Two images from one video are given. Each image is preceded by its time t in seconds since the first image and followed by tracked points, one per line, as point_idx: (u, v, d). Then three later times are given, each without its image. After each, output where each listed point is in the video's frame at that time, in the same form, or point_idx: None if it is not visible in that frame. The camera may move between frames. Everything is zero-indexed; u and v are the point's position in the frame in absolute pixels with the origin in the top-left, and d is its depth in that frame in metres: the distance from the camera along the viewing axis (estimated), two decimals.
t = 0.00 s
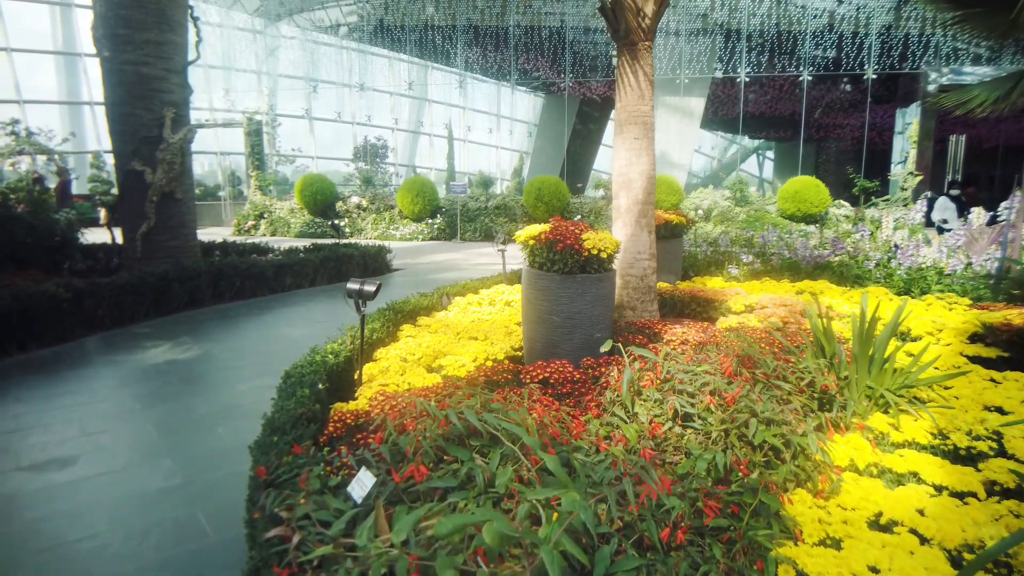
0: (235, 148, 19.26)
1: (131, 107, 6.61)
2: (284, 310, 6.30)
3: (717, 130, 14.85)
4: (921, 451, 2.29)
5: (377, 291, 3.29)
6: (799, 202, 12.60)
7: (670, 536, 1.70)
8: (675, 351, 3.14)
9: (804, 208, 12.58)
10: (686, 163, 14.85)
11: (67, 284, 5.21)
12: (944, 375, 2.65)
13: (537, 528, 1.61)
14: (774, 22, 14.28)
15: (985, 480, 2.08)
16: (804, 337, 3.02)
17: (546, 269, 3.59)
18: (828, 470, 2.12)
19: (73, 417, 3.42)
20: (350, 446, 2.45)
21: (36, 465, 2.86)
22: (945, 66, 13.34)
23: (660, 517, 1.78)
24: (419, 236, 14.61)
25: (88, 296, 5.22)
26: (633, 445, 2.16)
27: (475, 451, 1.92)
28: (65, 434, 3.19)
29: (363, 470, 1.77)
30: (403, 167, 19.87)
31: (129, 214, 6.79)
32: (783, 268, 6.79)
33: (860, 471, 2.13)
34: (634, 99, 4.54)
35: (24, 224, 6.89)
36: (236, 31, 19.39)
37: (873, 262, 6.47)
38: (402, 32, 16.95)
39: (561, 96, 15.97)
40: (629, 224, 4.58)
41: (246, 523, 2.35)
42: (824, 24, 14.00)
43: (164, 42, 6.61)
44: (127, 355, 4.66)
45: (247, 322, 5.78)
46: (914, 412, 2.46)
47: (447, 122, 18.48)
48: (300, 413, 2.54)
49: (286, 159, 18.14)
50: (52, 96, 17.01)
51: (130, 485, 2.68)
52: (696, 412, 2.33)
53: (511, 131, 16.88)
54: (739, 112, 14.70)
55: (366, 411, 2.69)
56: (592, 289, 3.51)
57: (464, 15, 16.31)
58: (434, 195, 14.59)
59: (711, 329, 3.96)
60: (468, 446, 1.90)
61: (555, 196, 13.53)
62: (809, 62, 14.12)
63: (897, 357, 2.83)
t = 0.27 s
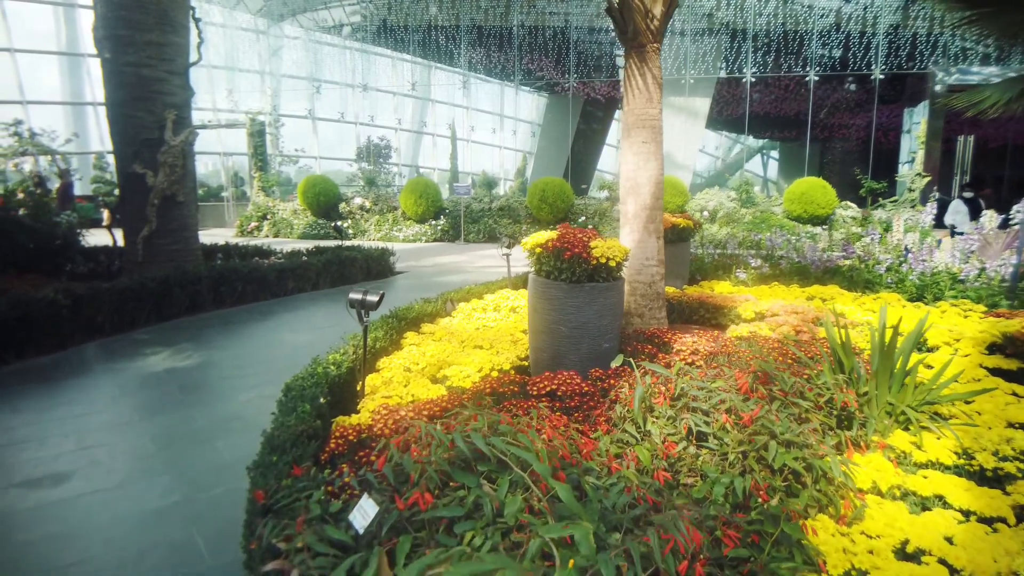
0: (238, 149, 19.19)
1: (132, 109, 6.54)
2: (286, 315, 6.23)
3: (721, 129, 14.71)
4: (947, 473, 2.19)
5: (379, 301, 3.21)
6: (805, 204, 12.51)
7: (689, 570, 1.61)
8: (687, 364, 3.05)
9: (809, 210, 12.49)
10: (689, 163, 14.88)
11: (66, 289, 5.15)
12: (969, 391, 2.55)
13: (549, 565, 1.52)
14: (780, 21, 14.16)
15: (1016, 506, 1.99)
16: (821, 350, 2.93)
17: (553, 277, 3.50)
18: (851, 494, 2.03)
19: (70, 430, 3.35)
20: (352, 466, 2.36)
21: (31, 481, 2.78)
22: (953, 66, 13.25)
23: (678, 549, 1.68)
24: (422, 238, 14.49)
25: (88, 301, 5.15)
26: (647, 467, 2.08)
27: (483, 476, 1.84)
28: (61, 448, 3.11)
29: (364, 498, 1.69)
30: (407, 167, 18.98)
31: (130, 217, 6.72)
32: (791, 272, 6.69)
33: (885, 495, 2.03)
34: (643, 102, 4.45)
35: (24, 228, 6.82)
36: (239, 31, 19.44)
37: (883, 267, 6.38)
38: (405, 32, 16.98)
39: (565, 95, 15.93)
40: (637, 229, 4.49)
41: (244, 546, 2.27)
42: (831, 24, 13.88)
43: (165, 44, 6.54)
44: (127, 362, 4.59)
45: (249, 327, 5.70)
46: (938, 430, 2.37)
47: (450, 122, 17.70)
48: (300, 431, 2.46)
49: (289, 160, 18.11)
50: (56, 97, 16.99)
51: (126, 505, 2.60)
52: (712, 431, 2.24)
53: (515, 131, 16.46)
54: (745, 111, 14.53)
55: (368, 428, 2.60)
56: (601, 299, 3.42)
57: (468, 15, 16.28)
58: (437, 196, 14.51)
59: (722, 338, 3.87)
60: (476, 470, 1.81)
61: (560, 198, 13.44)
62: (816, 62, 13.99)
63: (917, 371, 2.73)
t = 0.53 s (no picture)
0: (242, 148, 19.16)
1: (134, 108, 6.47)
2: (289, 316, 6.15)
3: (726, 129, 14.60)
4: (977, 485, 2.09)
5: (384, 303, 3.12)
6: (813, 204, 12.39)
7: None
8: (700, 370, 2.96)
9: (817, 210, 12.37)
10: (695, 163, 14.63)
11: (66, 290, 5.07)
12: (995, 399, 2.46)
13: None
14: (787, 20, 14.07)
15: None
16: (840, 355, 2.84)
17: (561, 279, 3.41)
18: (878, 508, 1.93)
19: (68, 434, 3.28)
20: (357, 474, 2.28)
21: (26, 488, 2.71)
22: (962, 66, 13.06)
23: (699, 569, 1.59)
24: (426, 238, 14.39)
25: (88, 302, 5.08)
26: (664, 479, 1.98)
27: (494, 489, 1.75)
28: (58, 453, 3.04)
29: (369, 513, 1.62)
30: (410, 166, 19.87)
31: (131, 217, 6.65)
32: (801, 273, 6.59)
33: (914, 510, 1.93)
34: (652, 100, 4.36)
35: (25, 227, 6.75)
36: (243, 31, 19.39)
37: (895, 268, 6.28)
38: (409, 31, 16.78)
39: (570, 95, 15.83)
40: (646, 230, 4.40)
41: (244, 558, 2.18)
42: (839, 23, 13.76)
43: (167, 42, 6.47)
44: (127, 364, 4.51)
45: (251, 329, 5.62)
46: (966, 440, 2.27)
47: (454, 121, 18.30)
48: (302, 438, 2.38)
49: (292, 160, 18.10)
50: (60, 97, 16.97)
51: (124, 513, 2.52)
52: (731, 441, 2.15)
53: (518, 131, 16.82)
54: (751, 110, 14.47)
55: (372, 435, 2.52)
56: (611, 301, 3.33)
57: (472, 13, 16.14)
58: (441, 196, 14.42)
59: (734, 342, 3.77)
60: (485, 482, 1.73)
61: (564, 198, 13.35)
62: (824, 61, 13.86)
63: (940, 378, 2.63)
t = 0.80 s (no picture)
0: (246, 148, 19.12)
1: (138, 106, 6.40)
2: (294, 316, 6.06)
3: (731, 129, 14.50)
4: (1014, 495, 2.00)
5: (393, 303, 3.04)
6: (820, 203, 12.28)
7: None
8: (720, 373, 2.87)
9: (825, 210, 12.26)
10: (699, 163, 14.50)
11: (69, 289, 5.01)
12: None
13: None
14: (795, 18, 13.95)
15: None
16: (865, 358, 2.75)
17: (574, 279, 3.32)
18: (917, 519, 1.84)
19: (69, 436, 3.20)
20: (367, 481, 2.20)
21: (25, 494, 2.63)
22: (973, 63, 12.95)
23: None
24: (431, 238, 14.32)
25: (91, 302, 5.01)
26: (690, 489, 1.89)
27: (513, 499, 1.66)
28: (59, 456, 2.96)
29: (384, 524, 1.53)
30: (415, 167, 19.19)
31: (135, 216, 6.58)
32: (813, 273, 6.49)
33: (953, 522, 1.84)
34: (665, 96, 4.28)
35: (28, 226, 6.68)
36: (247, 31, 19.34)
37: (909, 268, 6.18)
38: (414, 30, 16.83)
39: (575, 95, 15.74)
40: (659, 228, 4.31)
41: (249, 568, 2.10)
42: (848, 20, 13.63)
43: (172, 40, 6.40)
44: (130, 365, 4.44)
45: (256, 329, 5.55)
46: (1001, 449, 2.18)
47: (457, 121, 17.59)
48: (311, 443, 2.30)
49: (296, 160, 18.10)
50: (64, 96, 16.95)
51: (125, 520, 2.44)
52: (759, 448, 2.06)
53: (524, 131, 16.52)
54: (760, 110, 14.34)
55: (382, 440, 2.44)
56: (626, 301, 3.25)
57: (478, 12, 16.07)
58: (446, 195, 14.35)
59: (749, 344, 3.69)
60: (505, 492, 1.64)
61: (570, 198, 13.29)
62: (832, 60, 13.76)
63: (972, 382, 2.53)
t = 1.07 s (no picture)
0: (249, 147, 19.05)
1: (143, 103, 6.33)
2: (300, 316, 5.98)
3: (736, 129, 14.44)
4: None
5: (407, 303, 2.96)
6: (828, 203, 12.18)
7: None
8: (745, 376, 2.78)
9: (833, 210, 12.15)
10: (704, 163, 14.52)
11: (74, 288, 4.94)
12: None
13: None
14: (803, 16, 13.83)
15: None
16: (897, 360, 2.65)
17: (591, 278, 3.24)
18: (964, 530, 1.75)
19: (73, 438, 3.13)
20: (384, 487, 2.12)
21: (29, 498, 2.56)
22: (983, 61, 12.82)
23: None
24: (436, 237, 14.25)
25: (96, 301, 4.94)
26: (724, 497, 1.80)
27: (543, 508, 1.57)
28: (64, 460, 2.89)
29: (408, 535, 1.44)
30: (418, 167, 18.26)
31: (140, 215, 6.51)
32: (828, 273, 6.38)
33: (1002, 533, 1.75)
34: (681, 91, 4.18)
35: (31, 225, 6.61)
36: (251, 30, 19.31)
37: (925, 268, 6.09)
38: (420, 28, 16.82)
39: (581, 95, 15.72)
40: (674, 227, 4.22)
41: None
42: (857, 19, 13.50)
43: (177, 36, 6.32)
44: (135, 365, 4.36)
45: (262, 329, 5.47)
46: None
47: (462, 121, 17.50)
48: (325, 447, 2.22)
49: (300, 159, 18.10)
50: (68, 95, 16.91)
51: (131, 526, 2.36)
52: (794, 454, 1.97)
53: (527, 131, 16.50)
54: (768, 109, 14.23)
55: (398, 444, 2.36)
56: (645, 301, 3.16)
57: (483, 11, 16.07)
58: (451, 195, 14.25)
59: (770, 345, 3.59)
60: (534, 500, 1.56)
61: (576, 198, 13.21)
62: (840, 58, 13.64)
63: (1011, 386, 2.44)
